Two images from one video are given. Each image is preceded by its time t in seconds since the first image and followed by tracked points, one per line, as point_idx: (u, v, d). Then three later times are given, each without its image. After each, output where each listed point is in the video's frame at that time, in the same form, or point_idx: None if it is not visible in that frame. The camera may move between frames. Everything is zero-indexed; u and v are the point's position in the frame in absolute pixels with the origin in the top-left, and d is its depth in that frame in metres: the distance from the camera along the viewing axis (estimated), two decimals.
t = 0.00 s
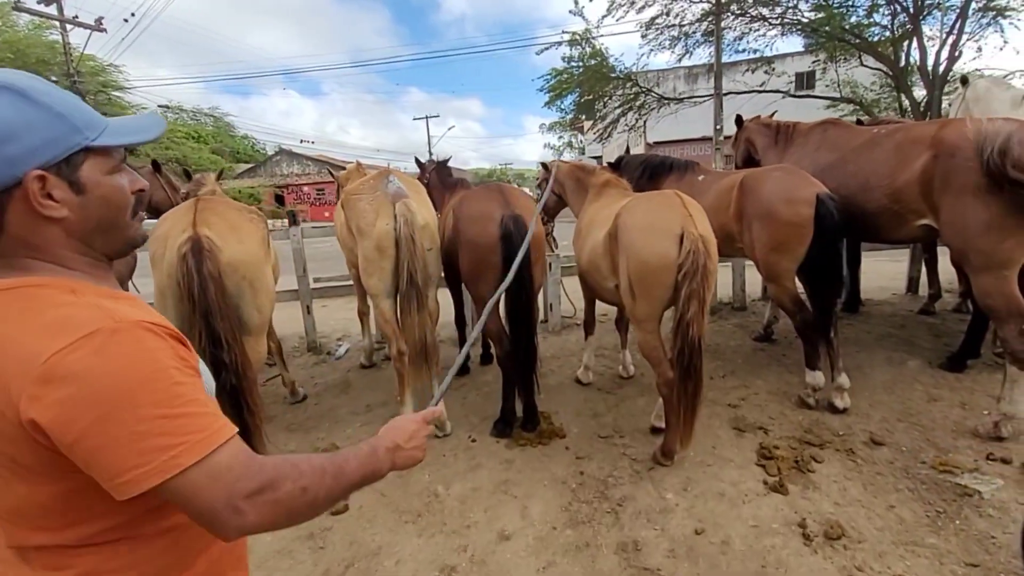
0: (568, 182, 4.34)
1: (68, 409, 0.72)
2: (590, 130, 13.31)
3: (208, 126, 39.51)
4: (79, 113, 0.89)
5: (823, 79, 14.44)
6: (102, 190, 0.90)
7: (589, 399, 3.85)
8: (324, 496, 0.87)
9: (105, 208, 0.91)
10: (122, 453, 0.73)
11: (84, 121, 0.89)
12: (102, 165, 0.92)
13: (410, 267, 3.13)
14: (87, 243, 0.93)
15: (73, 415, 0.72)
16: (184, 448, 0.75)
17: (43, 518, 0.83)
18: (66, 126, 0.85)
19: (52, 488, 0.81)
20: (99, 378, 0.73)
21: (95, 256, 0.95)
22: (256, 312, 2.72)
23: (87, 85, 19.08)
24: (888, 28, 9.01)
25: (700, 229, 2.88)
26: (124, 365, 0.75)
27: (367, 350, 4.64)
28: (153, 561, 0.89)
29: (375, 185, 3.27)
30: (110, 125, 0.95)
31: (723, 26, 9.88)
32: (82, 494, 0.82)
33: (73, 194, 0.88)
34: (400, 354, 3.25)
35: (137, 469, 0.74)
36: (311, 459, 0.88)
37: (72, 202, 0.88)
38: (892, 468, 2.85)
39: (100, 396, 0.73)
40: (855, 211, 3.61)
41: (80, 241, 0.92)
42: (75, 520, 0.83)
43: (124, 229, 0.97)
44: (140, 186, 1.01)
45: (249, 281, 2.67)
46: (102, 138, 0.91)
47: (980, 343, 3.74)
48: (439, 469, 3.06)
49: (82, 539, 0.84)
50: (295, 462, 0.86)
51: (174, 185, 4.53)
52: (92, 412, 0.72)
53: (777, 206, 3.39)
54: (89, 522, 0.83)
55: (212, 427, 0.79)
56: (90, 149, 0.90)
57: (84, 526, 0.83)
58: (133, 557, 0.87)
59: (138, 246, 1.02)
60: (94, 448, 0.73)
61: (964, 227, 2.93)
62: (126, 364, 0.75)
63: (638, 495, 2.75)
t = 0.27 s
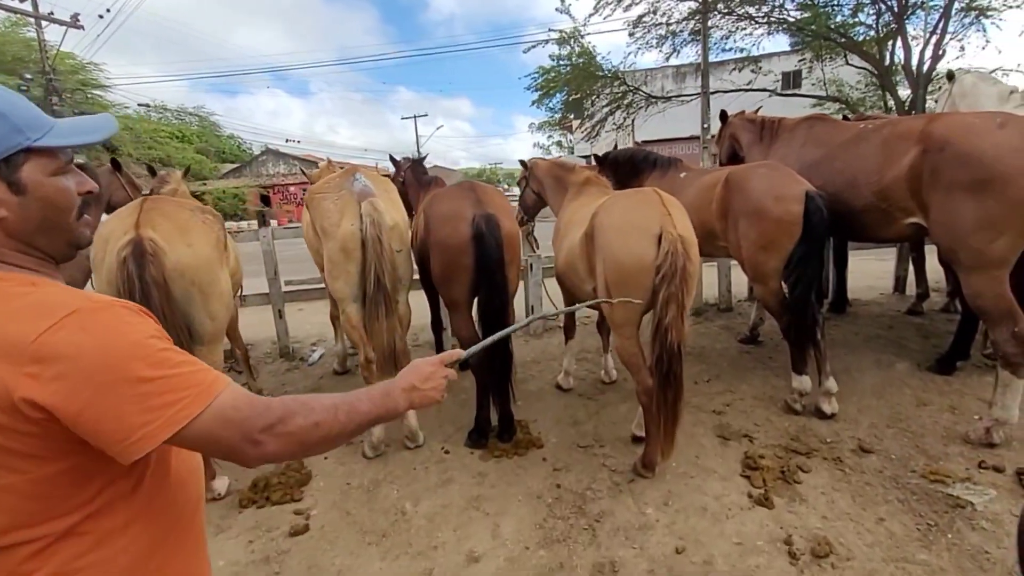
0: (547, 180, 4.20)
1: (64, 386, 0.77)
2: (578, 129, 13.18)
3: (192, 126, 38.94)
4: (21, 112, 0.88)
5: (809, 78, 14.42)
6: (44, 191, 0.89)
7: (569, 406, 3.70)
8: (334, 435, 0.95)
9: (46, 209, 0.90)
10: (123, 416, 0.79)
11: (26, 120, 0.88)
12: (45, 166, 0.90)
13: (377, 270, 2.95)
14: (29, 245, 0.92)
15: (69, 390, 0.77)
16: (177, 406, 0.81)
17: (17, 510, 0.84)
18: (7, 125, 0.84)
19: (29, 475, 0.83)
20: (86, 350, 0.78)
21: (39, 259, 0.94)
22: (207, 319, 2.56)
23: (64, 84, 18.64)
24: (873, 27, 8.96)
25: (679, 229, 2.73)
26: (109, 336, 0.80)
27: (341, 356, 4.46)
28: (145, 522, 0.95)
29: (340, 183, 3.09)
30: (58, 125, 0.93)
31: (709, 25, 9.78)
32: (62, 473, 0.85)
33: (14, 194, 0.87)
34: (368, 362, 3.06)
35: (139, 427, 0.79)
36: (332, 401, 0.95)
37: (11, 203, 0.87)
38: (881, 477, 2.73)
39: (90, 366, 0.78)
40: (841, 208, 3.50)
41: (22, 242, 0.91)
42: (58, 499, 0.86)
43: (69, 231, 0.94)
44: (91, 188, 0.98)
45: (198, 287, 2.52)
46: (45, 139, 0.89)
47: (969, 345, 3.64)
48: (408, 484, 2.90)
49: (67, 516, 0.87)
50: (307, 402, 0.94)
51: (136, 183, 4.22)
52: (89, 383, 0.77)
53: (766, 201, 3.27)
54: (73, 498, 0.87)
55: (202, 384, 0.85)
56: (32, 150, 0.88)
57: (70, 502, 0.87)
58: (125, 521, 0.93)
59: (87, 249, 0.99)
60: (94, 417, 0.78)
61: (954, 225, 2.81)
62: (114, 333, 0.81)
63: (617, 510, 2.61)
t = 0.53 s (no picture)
0: (527, 182, 4.08)
1: None
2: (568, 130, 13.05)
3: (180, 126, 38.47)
4: None
5: (798, 80, 14.38)
6: None
7: (550, 418, 3.55)
8: (285, 400, 0.97)
9: None
10: (66, 385, 0.79)
11: None
12: None
13: (344, 278, 2.78)
14: None
15: None
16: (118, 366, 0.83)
17: None
18: None
19: None
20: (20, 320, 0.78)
21: None
22: (159, 333, 2.46)
23: (46, 82, 18.27)
24: (862, 29, 8.90)
25: (659, 235, 2.60)
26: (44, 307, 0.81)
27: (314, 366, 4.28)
28: (91, 502, 0.94)
29: (305, 186, 2.93)
30: None
31: (699, 25, 9.68)
32: None
33: None
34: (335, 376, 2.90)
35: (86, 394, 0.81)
36: (287, 370, 0.97)
37: None
38: (872, 495, 2.60)
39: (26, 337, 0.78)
40: (830, 212, 3.38)
41: None
42: None
43: None
44: (17, 178, 1.12)
45: (147, 299, 2.39)
46: None
47: (961, 353, 3.53)
48: (376, 504, 2.74)
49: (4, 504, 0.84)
50: (257, 367, 0.95)
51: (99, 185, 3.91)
52: (22, 356, 0.77)
53: (744, 207, 3.14)
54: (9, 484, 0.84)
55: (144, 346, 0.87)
56: None
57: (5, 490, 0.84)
58: (69, 501, 0.91)
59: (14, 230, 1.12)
60: (29, 390, 0.78)
61: (947, 230, 2.70)
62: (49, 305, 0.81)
63: (596, 533, 2.46)
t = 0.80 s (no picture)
0: (513, 184, 4.01)
1: (93, 347, 0.86)
2: (563, 130, 12.97)
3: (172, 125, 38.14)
4: None
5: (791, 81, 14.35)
6: (24, 191, 0.94)
7: (540, 426, 3.46)
8: (342, 358, 1.09)
9: (25, 206, 0.95)
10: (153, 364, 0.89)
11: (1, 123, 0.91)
12: (21, 167, 0.95)
13: (325, 282, 2.68)
14: (12, 236, 0.96)
15: (97, 350, 0.87)
16: (188, 347, 0.92)
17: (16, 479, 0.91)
18: None
19: (27, 446, 0.90)
20: (97, 312, 0.87)
21: (20, 251, 0.98)
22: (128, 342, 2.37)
23: (34, 80, 18.01)
24: (855, 30, 8.87)
25: (650, 240, 2.53)
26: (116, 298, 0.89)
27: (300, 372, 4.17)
28: (138, 487, 1.05)
29: (286, 187, 2.83)
30: (32, 124, 0.96)
31: (694, 26, 9.61)
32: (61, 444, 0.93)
33: None
34: (317, 385, 2.82)
35: (158, 374, 0.91)
36: (339, 332, 1.08)
37: None
38: (870, 508, 2.52)
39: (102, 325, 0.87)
40: (826, 215, 3.30)
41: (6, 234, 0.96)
42: (58, 467, 0.93)
43: (52, 222, 1.00)
44: (70, 181, 1.04)
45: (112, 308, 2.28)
46: (20, 141, 0.93)
47: (959, 359, 3.47)
48: (358, 518, 2.63)
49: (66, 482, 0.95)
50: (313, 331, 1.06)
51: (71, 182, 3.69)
52: (118, 341, 0.87)
53: (741, 208, 3.06)
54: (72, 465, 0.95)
55: (209, 324, 0.96)
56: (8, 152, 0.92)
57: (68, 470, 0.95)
58: (122, 484, 1.03)
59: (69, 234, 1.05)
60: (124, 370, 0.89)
61: (948, 234, 2.62)
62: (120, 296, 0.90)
63: (586, 548, 2.36)
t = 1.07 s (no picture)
0: (506, 183, 3.98)
1: (197, 314, 0.91)
2: (560, 131, 12.94)
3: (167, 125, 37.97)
4: (116, 102, 0.95)
5: (787, 83, 14.36)
6: (138, 174, 0.98)
7: (537, 430, 3.42)
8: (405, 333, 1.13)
9: (140, 188, 0.99)
10: (250, 330, 0.95)
11: (121, 110, 0.95)
12: (135, 151, 0.97)
13: (319, 284, 2.63)
14: (123, 218, 1.00)
15: (201, 318, 0.92)
16: (280, 317, 0.97)
17: (123, 433, 0.95)
18: (107, 118, 0.91)
19: (127, 408, 0.93)
20: (206, 285, 0.93)
21: (121, 230, 1.00)
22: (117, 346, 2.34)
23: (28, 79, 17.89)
24: (852, 32, 8.87)
25: (649, 241, 2.48)
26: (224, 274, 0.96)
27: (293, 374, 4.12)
28: (217, 446, 1.10)
29: (279, 188, 2.80)
30: (145, 111, 0.99)
31: (691, 27, 9.60)
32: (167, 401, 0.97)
33: (112, 176, 0.95)
34: (310, 389, 2.77)
35: (263, 343, 0.97)
36: (404, 311, 1.13)
37: (112, 183, 0.96)
38: (872, 513, 2.47)
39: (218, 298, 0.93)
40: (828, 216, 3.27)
41: (118, 216, 0.99)
42: (162, 423, 0.98)
43: (154, 204, 1.04)
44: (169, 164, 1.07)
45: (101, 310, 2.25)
46: (138, 127, 0.96)
47: (959, 362, 3.44)
48: (353, 525, 2.58)
49: (166, 439, 0.99)
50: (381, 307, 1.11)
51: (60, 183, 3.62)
52: (221, 309, 0.92)
53: (745, 208, 3.02)
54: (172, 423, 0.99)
55: (298, 299, 1.02)
56: (127, 137, 0.96)
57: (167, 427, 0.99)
58: (206, 442, 1.07)
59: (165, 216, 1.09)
60: (222, 337, 0.94)
61: (952, 236, 2.60)
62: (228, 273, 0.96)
63: (584, 555, 2.32)
